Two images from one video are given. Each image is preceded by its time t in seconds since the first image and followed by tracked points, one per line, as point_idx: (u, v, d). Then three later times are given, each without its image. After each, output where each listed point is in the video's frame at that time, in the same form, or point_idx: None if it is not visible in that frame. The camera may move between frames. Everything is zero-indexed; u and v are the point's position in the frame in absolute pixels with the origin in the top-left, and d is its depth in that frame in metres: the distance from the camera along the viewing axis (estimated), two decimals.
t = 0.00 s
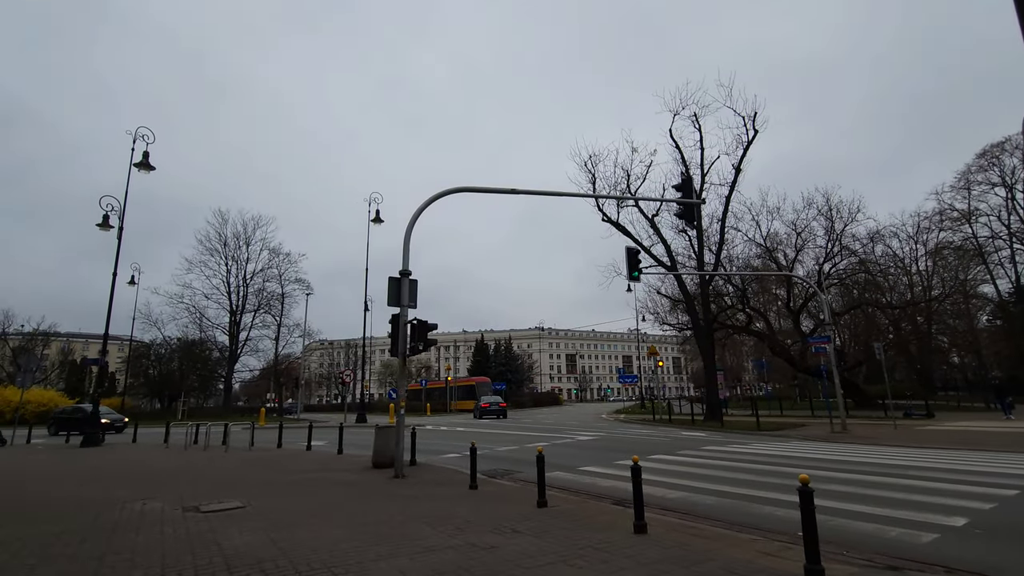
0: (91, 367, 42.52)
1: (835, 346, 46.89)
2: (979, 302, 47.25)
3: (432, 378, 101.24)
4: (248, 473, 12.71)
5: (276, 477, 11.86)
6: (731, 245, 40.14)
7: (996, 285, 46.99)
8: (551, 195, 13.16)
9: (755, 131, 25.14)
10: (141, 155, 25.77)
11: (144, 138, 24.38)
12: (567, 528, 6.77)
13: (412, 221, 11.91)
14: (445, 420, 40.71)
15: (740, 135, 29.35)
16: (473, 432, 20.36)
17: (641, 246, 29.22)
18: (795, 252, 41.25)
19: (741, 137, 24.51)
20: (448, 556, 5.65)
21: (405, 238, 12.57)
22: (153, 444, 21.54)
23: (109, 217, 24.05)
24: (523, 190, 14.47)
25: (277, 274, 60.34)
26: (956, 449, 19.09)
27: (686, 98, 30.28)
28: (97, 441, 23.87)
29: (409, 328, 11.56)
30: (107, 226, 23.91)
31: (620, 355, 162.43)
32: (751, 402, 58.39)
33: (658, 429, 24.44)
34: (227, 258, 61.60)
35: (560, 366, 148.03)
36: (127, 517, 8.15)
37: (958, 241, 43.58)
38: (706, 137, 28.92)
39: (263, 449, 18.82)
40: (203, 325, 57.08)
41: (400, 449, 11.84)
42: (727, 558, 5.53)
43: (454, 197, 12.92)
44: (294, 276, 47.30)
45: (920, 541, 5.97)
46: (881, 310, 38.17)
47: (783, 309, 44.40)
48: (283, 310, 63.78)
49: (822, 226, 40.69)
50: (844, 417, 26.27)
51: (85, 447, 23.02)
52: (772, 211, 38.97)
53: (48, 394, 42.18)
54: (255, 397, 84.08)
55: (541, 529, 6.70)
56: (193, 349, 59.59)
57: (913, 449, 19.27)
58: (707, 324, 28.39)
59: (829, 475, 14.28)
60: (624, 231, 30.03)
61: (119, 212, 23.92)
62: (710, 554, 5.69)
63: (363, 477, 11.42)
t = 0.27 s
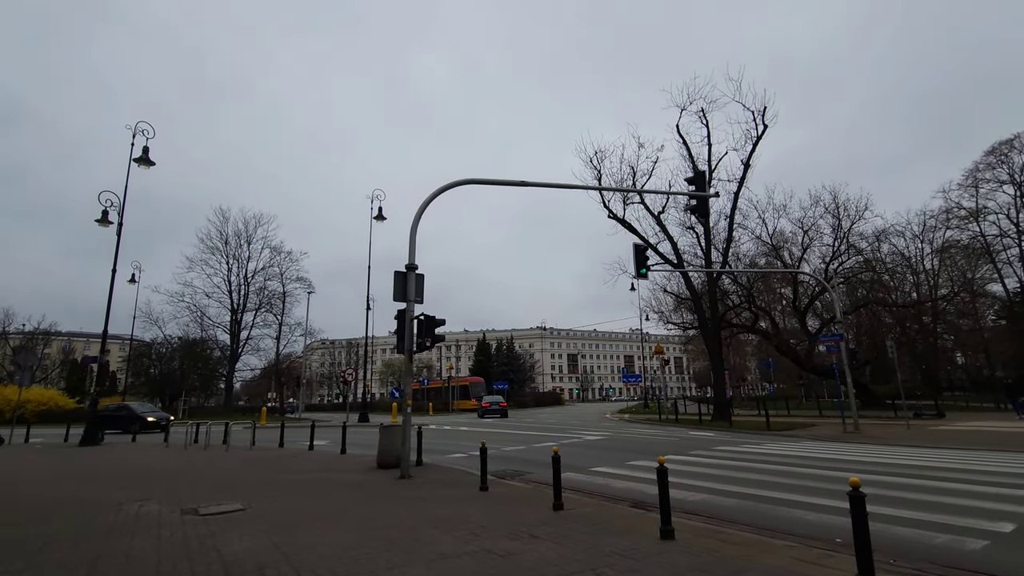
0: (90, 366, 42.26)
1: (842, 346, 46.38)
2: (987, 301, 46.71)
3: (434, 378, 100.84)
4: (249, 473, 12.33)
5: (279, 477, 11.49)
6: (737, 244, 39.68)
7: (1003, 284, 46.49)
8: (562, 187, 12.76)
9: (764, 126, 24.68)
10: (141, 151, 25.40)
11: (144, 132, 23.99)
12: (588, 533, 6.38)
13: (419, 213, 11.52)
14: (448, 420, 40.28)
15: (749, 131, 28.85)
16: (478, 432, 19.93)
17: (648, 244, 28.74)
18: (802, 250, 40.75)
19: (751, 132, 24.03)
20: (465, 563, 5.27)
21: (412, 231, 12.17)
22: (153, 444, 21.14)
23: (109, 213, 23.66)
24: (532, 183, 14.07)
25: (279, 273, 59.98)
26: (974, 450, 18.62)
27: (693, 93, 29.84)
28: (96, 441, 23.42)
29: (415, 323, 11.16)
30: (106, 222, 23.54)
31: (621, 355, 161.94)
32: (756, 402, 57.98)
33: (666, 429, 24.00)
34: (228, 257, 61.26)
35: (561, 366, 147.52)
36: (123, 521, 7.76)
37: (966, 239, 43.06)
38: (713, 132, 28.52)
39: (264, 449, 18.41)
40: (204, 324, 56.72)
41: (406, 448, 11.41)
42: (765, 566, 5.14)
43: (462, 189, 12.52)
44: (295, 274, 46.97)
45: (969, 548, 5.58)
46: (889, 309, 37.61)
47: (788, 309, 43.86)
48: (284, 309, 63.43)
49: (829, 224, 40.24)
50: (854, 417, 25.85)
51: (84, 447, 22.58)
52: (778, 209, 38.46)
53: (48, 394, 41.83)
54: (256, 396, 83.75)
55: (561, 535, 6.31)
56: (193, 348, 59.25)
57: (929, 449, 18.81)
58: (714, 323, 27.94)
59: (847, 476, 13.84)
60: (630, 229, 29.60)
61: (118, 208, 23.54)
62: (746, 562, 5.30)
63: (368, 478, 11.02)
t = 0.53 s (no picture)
0: (90, 366, 42.04)
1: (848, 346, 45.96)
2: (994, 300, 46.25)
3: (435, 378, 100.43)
4: (253, 476, 11.96)
5: (284, 480, 11.13)
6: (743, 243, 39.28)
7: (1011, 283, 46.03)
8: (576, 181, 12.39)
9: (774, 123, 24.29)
10: (141, 147, 25.02)
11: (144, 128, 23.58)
12: (616, 543, 6.02)
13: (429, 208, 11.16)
14: (451, 421, 39.87)
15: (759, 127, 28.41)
16: (485, 433, 19.54)
17: (654, 243, 28.36)
18: (808, 249, 40.33)
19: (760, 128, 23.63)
20: None
21: (421, 226, 11.80)
22: (153, 445, 20.75)
23: (109, 210, 23.29)
24: (544, 178, 13.70)
25: (280, 272, 59.63)
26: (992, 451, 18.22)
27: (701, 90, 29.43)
28: (95, 442, 23.00)
29: (426, 321, 10.80)
30: (106, 219, 23.17)
31: (623, 355, 161.50)
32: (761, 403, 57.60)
33: (675, 430, 23.60)
34: (229, 256, 60.89)
35: (562, 366, 147.11)
36: (123, 528, 7.40)
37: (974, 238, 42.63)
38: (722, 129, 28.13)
39: (268, 450, 18.02)
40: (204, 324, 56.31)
41: (416, 451, 11.01)
42: None
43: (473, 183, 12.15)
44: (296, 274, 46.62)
45: None
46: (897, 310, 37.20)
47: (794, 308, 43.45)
48: (285, 308, 63.07)
49: (836, 222, 39.83)
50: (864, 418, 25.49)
51: (83, 448, 22.16)
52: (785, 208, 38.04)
53: (47, 394, 41.45)
54: (257, 396, 83.37)
55: (587, 544, 5.94)
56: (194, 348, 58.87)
57: (946, 451, 18.41)
58: (722, 323, 27.55)
59: (867, 479, 13.45)
60: (637, 227, 29.21)
61: (118, 205, 23.17)
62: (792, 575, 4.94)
63: (376, 481, 10.66)
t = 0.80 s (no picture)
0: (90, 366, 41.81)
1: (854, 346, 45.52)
2: (1001, 300, 45.75)
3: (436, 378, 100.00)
4: (256, 479, 11.62)
5: (291, 484, 10.80)
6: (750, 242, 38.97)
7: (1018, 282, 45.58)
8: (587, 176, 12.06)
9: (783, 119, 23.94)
10: (142, 144, 24.73)
11: (146, 126, 23.26)
12: (646, 552, 5.66)
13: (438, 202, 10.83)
14: (454, 422, 39.38)
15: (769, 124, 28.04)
16: (492, 434, 19.17)
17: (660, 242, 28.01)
18: (814, 248, 39.98)
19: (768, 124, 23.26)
20: None
21: (430, 222, 11.47)
22: (154, 446, 20.36)
23: (109, 208, 22.98)
24: (554, 173, 13.36)
25: (281, 272, 59.32)
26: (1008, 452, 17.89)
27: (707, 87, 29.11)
28: (95, 443, 22.64)
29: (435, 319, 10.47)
30: (107, 217, 22.86)
31: (624, 355, 161.07)
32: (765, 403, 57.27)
33: (682, 431, 23.25)
34: (231, 256, 60.57)
35: (564, 367, 146.67)
36: (123, 534, 7.08)
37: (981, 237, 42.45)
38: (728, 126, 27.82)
39: (270, 452, 17.64)
40: (206, 324, 55.96)
41: (427, 454, 10.66)
42: None
43: (483, 177, 11.82)
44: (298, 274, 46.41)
45: None
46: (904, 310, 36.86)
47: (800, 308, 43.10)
48: (287, 309, 62.75)
49: (842, 221, 39.47)
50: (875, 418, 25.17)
51: (82, 449, 21.79)
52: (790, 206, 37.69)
53: (48, 394, 41.09)
54: (258, 397, 83.10)
55: (616, 552, 5.62)
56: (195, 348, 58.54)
57: (961, 451, 18.06)
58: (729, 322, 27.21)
59: (887, 479, 13.08)
60: (643, 225, 28.90)
61: (119, 203, 22.85)
62: None
63: (384, 484, 10.32)
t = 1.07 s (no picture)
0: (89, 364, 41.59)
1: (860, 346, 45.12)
2: (1009, 299, 45.30)
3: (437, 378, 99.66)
4: (258, 480, 11.30)
5: (295, 485, 10.49)
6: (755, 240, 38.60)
7: None
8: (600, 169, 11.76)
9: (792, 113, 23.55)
10: (142, 140, 24.44)
11: (146, 122, 22.92)
12: (673, 561, 5.38)
13: (446, 195, 10.52)
14: (456, 421, 39.03)
15: (777, 120, 27.67)
16: (497, 433, 18.84)
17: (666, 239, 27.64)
18: (820, 247, 39.61)
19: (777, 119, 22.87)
20: None
21: (438, 216, 11.17)
22: (154, 446, 20.04)
23: (109, 204, 22.67)
24: (563, 166, 13.06)
25: (282, 271, 59.05)
26: None
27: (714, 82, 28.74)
28: (95, 443, 22.33)
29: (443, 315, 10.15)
30: (106, 213, 22.57)
31: (625, 355, 160.70)
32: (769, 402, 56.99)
33: (690, 431, 22.93)
34: (232, 255, 60.32)
35: (565, 366, 146.29)
36: (121, 540, 6.76)
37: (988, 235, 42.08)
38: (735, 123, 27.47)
39: (272, 452, 17.32)
40: (207, 323, 55.69)
41: (434, 454, 10.36)
42: None
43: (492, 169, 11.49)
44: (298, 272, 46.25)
45: None
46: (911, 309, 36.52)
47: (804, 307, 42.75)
48: (288, 307, 62.47)
49: (849, 219, 39.09)
50: (884, 418, 24.85)
51: (82, 449, 21.48)
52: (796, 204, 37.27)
53: (47, 393, 40.77)
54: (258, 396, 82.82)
55: (640, 561, 5.35)
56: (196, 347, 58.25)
57: (976, 452, 17.71)
58: (736, 320, 26.87)
59: (904, 480, 12.79)
60: (649, 223, 28.58)
61: (119, 199, 22.55)
62: None
63: (390, 486, 10.00)
